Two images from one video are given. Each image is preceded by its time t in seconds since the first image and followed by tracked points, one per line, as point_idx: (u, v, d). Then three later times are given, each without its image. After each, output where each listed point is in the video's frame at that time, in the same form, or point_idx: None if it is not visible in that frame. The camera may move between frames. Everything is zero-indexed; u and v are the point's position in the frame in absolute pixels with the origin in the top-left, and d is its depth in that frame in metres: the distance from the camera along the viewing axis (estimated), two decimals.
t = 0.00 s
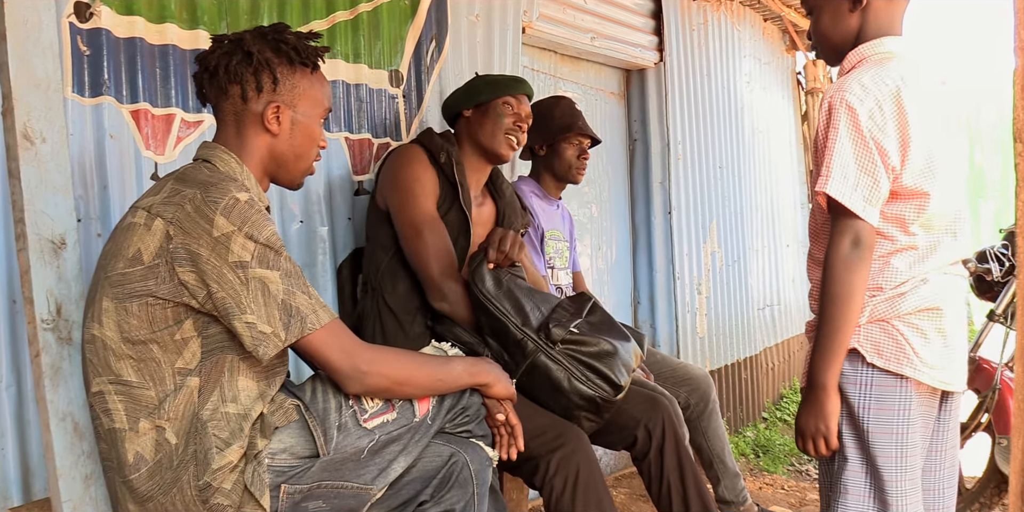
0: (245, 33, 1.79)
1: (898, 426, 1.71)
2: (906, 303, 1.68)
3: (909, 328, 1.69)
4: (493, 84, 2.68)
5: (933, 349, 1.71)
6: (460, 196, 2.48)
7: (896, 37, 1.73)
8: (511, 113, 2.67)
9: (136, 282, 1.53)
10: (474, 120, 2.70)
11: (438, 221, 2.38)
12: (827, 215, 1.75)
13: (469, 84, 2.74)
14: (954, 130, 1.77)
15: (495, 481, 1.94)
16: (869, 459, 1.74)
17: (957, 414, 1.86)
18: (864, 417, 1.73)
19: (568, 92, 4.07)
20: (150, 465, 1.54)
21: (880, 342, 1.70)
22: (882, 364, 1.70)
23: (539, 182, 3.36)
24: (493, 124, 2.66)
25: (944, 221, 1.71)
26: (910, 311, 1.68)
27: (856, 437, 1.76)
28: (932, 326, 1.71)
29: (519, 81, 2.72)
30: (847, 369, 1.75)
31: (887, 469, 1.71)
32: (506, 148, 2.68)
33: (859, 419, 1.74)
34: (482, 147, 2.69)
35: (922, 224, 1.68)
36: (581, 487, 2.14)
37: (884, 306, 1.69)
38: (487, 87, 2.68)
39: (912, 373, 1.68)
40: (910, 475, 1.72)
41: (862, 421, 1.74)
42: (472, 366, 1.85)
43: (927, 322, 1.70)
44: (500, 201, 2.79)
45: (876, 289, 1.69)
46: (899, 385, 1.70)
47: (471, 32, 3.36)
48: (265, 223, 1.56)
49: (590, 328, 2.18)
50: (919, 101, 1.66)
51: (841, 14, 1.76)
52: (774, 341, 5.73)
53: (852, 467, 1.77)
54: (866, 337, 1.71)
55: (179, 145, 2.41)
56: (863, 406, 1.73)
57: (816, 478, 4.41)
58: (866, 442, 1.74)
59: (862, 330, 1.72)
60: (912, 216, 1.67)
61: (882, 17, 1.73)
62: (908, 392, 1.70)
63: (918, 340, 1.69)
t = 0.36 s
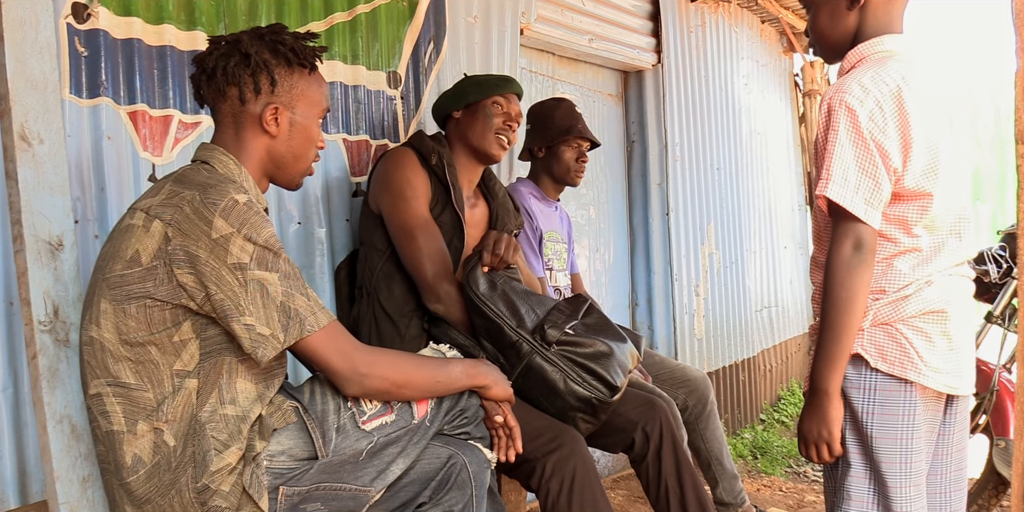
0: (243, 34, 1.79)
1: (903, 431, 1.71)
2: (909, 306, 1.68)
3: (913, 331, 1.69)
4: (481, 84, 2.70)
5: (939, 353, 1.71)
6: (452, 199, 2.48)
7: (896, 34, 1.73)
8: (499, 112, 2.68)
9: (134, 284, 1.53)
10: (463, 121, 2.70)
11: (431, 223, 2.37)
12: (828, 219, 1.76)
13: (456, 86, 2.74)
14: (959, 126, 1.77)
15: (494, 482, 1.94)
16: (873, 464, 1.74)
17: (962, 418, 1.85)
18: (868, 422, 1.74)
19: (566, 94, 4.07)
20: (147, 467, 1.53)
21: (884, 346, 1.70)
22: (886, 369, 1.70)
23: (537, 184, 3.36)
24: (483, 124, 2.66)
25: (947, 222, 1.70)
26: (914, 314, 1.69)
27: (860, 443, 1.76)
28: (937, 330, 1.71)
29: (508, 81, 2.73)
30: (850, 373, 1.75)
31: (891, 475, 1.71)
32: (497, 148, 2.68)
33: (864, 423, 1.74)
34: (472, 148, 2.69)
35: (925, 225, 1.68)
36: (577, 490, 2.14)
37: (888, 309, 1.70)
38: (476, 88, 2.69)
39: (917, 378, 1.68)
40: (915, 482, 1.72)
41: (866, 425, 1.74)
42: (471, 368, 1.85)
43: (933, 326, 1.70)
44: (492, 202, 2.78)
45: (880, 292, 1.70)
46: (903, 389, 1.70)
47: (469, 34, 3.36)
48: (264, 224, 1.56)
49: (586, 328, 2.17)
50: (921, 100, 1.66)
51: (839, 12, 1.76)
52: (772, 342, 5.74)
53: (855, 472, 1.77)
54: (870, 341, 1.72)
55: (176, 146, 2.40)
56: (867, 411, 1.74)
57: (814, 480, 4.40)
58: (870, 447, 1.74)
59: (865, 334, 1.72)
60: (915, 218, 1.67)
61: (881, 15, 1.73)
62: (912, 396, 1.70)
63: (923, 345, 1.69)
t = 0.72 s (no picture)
0: (240, 35, 1.78)
1: (895, 434, 1.71)
2: (903, 309, 1.69)
3: (907, 335, 1.69)
4: (479, 86, 2.69)
5: (932, 357, 1.71)
6: (449, 201, 2.49)
7: (894, 35, 1.73)
8: (496, 115, 2.68)
9: (132, 286, 1.52)
10: (460, 123, 2.70)
11: (428, 226, 2.37)
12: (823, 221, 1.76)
13: (453, 88, 2.74)
14: (954, 128, 1.77)
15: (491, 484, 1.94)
16: (865, 467, 1.74)
17: (956, 421, 1.86)
18: (861, 426, 1.74)
19: (563, 95, 4.08)
20: (145, 470, 1.53)
21: (877, 350, 1.71)
22: (879, 372, 1.71)
23: (535, 186, 3.36)
24: (479, 127, 2.66)
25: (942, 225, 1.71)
26: (907, 318, 1.69)
27: (853, 446, 1.76)
28: (931, 333, 1.71)
29: (504, 83, 2.72)
30: (844, 377, 1.76)
31: (883, 478, 1.71)
32: (494, 150, 2.68)
33: (856, 427, 1.75)
34: (469, 149, 2.69)
35: (920, 228, 1.68)
36: (575, 491, 2.15)
37: (881, 313, 1.70)
38: (473, 90, 2.69)
39: (910, 382, 1.68)
40: (907, 485, 1.72)
41: (859, 429, 1.75)
42: (469, 370, 1.85)
43: (926, 330, 1.70)
44: (490, 204, 2.78)
45: (874, 295, 1.70)
46: (895, 393, 1.71)
47: (466, 36, 3.37)
48: (262, 227, 1.56)
49: (584, 331, 2.17)
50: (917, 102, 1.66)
51: (836, 13, 1.77)
52: (768, 344, 5.75)
53: (848, 476, 1.77)
54: (863, 344, 1.72)
55: (174, 148, 2.40)
56: (859, 415, 1.74)
57: (811, 481, 4.41)
58: (863, 451, 1.75)
59: (859, 338, 1.72)
60: (910, 221, 1.67)
61: (880, 14, 1.73)
62: (905, 400, 1.71)
63: (916, 349, 1.70)
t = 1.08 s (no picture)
0: (237, 35, 1.78)
1: (891, 436, 1.72)
2: (898, 311, 1.68)
3: (901, 337, 1.69)
4: (474, 87, 2.70)
5: (927, 358, 1.71)
6: (445, 202, 2.48)
7: (882, 35, 1.74)
8: (492, 116, 2.68)
9: (128, 289, 1.52)
10: (457, 124, 2.70)
11: (425, 228, 2.37)
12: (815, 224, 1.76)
13: (450, 89, 2.74)
14: (946, 127, 1.78)
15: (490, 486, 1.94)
16: (862, 469, 1.75)
17: (952, 422, 1.86)
18: (857, 428, 1.74)
19: (560, 97, 4.08)
20: (143, 472, 1.52)
21: (872, 352, 1.71)
22: (874, 374, 1.71)
23: (532, 188, 3.36)
24: (476, 128, 2.66)
25: (934, 225, 1.71)
26: (902, 319, 1.69)
27: (849, 448, 1.77)
28: (926, 335, 1.70)
29: (502, 84, 2.74)
30: (840, 379, 1.76)
31: (880, 480, 1.72)
32: (490, 152, 2.68)
33: (853, 429, 1.75)
34: (465, 151, 2.69)
35: (913, 229, 1.68)
36: (573, 493, 2.15)
37: (876, 314, 1.70)
38: (469, 91, 2.69)
39: (905, 384, 1.69)
40: (903, 487, 1.72)
41: (855, 431, 1.75)
42: (469, 371, 1.84)
43: (922, 331, 1.70)
44: (487, 206, 2.78)
45: (868, 297, 1.70)
46: (890, 395, 1.71)
47: (463, 37, 3.37)
48: (258, 229, 1.55)
49: (582, 333, 2.18)
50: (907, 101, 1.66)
51: (821, 17, 1.78)
52: (765, 345, 5.75)
53: (845, 478, 1.77)
54: (859, 346, 1.72)
55: (170, 150, 2.39)
56: (855, 416, 1.74)
57: (808, 482, 4.41)
58: (859, 453, 1.75)
59: (853, 339, 1.72)
60: (902, 221, 1.67)
61: (864, 17, 1.73)
62: (900, 401, 1.71)
63: (911, 350, 1.70)
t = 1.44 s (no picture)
0: (226, 33, 1.77)
1: (884, 439, 1.71)
2: (890, 313, 1.68)
3: (893, 339, 1.69)
4: (471, 88, 2.68)
5: (920, 360, 1.70)
6: (442, 203, 2.47)
7: (873, 36, 1.73)
8: (489, 116, 2.67)
9: (112, 292, 1.51)
10: (453, 124, 2.69)
11: (421, 230, 2.35)
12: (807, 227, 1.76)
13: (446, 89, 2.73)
14: (938, 127, 1.77)
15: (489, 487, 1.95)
16: (854, 472, 1.73)
17: (945, 424, 1.85)
18: (849, 430, 1.73)
19: (557, 98, 4.07)
20: (131, 479, 1.51)
21: (865, 354, 1.70)
22: (866, 376, 1.70)
23: (528, 189, 3.35)
24: (472, 129, 2.65)
25: (927, 226, 1.70)
26: (894, 321, 1.68)
27: (842, 451, 1.76)
28: (919, 336, 1.70)
29: (497, 85, 2.74)
30: (832, 382, 1.75)
31: (872, 483, 1.71)
32: (487, 152, 2.67)
33: (845, 431, 1.74)
34: (461, 151, 2.68)
35: (905, 230, 1.67)
36: (571, 495, 2.13)
37: (868, 316, 1.69)
38: (465, 91, 2.68)
39: (898, 386, 1.68)
40: (896, 489, 1.71)
41: (847, 433, 1.74)
42: (466, 374, 1.83)
43: (914, 333, 1.70)
44: (483, 206, 2.77)
45: (860, 299, 1.69)
46: (883, 397, 1.70)
47: (460, 38, 3.36)
48: (244, 229, 1.53)
49: (579, 334, 2.17)
50: (898, 102, 1.65)
51: (813, 18, 1.76)
52: (762, 346, 5.75)
53: (837, 480, 1.76)
54: (851, 349, 1.71)
55: (166, 150, 2.38)
56: (847, 418, 1.73)
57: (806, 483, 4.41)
58: (852, 455, 1.74)
59: (846, 342, 1.72)
60: (895, 223, 1.66)
61: (855, 17, 1.72)
62: (892, 403, 1.70)
63: (904, 352, 1.69)
